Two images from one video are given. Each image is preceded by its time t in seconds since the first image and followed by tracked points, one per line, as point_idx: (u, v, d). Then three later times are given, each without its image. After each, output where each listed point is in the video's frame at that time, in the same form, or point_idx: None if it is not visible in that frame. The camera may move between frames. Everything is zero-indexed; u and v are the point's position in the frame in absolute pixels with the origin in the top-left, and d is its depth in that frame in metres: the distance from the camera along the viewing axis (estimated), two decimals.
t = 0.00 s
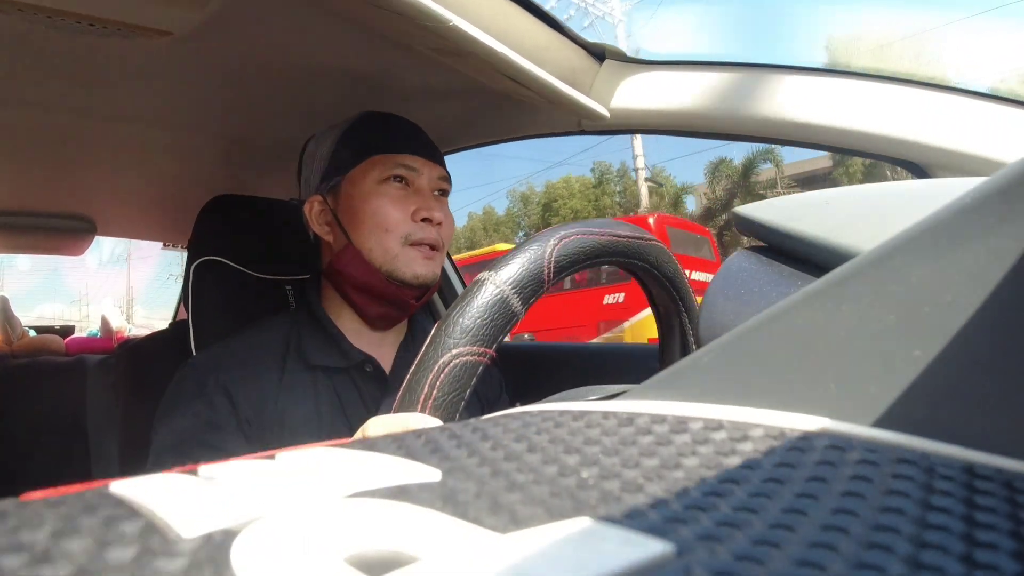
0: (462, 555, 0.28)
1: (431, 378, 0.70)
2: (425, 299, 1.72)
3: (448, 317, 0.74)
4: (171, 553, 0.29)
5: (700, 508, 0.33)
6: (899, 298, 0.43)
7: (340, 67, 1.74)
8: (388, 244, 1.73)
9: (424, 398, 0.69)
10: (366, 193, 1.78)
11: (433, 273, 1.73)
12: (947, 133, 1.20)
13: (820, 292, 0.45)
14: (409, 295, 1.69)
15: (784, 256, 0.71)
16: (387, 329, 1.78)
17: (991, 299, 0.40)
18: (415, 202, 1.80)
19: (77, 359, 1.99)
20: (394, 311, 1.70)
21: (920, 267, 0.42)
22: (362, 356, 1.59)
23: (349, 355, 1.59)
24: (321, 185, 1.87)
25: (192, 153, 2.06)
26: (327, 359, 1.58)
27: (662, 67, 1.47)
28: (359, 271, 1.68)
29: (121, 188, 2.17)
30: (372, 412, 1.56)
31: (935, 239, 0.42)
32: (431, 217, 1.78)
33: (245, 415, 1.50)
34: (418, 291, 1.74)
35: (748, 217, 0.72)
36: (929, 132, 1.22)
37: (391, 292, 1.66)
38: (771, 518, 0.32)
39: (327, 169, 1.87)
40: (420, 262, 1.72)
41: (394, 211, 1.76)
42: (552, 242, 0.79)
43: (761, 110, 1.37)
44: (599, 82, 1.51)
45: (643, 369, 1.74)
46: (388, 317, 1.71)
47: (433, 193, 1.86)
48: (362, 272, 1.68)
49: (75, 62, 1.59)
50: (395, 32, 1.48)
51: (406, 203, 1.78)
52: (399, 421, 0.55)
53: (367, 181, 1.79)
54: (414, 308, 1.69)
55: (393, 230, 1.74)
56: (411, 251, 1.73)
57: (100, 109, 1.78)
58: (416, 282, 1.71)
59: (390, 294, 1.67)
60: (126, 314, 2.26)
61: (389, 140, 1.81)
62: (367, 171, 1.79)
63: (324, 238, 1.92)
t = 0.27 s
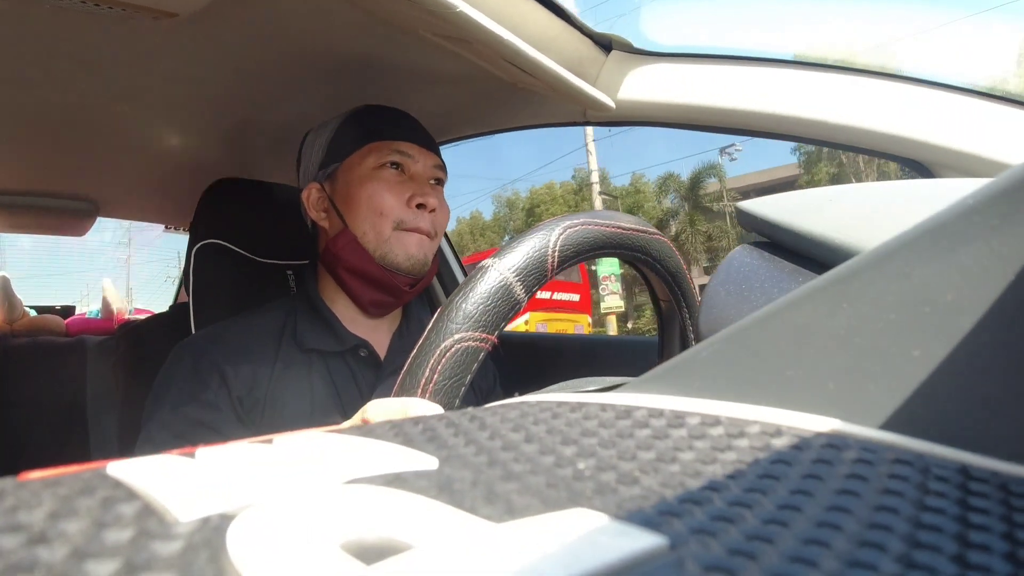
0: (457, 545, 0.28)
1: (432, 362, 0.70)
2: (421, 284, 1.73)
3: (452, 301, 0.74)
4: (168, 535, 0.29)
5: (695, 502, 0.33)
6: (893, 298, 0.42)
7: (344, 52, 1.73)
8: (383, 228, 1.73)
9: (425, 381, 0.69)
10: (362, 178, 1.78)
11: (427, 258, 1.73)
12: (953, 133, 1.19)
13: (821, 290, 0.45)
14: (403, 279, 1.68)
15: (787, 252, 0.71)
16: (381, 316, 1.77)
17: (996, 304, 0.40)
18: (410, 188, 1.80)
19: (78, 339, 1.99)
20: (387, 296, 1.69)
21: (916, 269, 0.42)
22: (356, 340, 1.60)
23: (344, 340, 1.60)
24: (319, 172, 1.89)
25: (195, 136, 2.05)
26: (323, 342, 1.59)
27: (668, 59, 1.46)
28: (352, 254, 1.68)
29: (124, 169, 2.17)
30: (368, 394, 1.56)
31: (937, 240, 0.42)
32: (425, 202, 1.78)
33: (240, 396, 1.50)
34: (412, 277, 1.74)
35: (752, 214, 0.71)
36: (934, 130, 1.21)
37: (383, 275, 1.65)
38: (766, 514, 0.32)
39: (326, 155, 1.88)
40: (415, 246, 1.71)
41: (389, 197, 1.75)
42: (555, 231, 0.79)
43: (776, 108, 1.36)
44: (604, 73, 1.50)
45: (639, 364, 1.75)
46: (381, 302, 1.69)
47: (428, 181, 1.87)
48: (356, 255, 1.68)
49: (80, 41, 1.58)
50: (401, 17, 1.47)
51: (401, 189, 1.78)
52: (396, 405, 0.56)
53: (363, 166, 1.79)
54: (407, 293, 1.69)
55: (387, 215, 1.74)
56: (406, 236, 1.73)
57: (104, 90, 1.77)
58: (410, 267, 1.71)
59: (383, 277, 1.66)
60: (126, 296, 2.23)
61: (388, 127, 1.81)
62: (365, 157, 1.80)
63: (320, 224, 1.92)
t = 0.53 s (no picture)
0: (460, 556, 0.28)
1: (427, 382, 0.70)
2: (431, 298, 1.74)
3: (446, 319, 0.74)
4: (169, 549, 0.29)
5: (697, 510, 0.33)
6: (895, 303, 0.43)
7: (343, 64, 1.74)
8: (393, 245, 1.75)
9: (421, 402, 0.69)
10: (368, 194, 1.78)
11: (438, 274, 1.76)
12: (950, 138, 1.19)
13: (821, 296, 0.45)
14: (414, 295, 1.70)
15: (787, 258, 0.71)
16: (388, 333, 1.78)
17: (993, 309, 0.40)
18: (417, 202, 1.81)
19: (77, 353, 1.99)
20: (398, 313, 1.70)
21: (918, 273, 0.42)
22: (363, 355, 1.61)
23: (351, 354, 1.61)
24: (323, 185, 1.89)
25: (195, 149, 2.06)
26: (328, 357, 1.59)
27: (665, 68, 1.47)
28: (360, 270, 1.67)
29: (124, 183, 2.18)
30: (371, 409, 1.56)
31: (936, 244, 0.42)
32: (433, 218, 1.79)
33: (246, 405, 1.50)
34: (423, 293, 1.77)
35: (751, 221, 0.71)
36: (933, 136, 1.21)
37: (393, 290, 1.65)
38: (769, 521, 0.32)
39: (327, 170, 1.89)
40: (425, 262, 1.74)
41: (396, 212, 1.76)
42: (548, 244, 0.79)
43: (771, 116, 1.36)
44: (602, 82, 1.51)
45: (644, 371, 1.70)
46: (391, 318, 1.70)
47: (435, 195, 1.87)
48: (364, 272, 1.67)
49: (80, 56, 1.59)
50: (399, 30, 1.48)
51: (409, 204, 1.78)
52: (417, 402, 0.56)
53: (369, 182, 1.79)
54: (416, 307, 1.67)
55: (396, 231, 1.75)
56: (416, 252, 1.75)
57: (103, 104, 1.78)
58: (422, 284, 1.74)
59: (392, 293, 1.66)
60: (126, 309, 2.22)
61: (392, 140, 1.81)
62: (367, 173, 1.80)
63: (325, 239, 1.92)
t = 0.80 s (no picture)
0: (459, 555, 0.28)
1: (429, 380, 0.67)
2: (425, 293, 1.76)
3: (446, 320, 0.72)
4: (168, 547, 0.29)
5: (697, 511, 0.33)
6: (897, 305, 0.43)
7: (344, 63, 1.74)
8: (389, 242, 1.77)
9: (421, 402, 0.67)
10: (364, 192, 1.79)
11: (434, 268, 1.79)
12: (952, 140, 1.19)
13: (822, 298, 0.45)
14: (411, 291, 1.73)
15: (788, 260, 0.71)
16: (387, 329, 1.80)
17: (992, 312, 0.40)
18: (413, 199, 1.82)
19: (78, 351, 1.99)
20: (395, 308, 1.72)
21: (920, 275, 0.42)
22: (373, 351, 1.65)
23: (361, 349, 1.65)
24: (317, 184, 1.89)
25: (196, 147, 2.06)
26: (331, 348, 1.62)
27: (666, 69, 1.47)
28: (356, 268, 1.69)
29: (125, 181, 2.18)
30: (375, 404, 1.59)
31: (935, 248, 0.42)
32: (428, 214, 1.82)
33: (255, 376, 1.51)
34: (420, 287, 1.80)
35: (752, 222, 0.72)
36: (935, 139, 1.22)
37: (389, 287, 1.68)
38: (768, 523, 0.32)
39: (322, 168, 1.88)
40: (421, 257, 1.77)
41: (391, 210, 1.78)
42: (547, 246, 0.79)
43: (773, 118, 1.36)
44: (603, 83, 1.51)
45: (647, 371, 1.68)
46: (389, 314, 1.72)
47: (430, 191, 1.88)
48: (359, 269, 1.69)
49: (82, 54, 1.59)
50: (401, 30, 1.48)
51: (404, 201, 1.80)
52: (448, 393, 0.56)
53: (364, 179, 1.80)
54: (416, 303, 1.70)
55: (391, 228, 1.77)
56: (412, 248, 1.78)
57: (105, 102, 1.78)
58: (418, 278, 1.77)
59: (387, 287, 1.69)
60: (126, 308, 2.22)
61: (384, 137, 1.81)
62: (364, 169, 1.80)
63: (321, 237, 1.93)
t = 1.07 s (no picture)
0: (458, 550, 0.28)
1: (425, 383, 0.67)
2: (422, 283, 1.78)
3: (441, 321, 0.72)
4: (167, 540, 0.29)
5: (696, 507, 0.33)
6: (897, 302, 0.42)
7: (345, 57, 1.73)
8: (385, 231, 1.77)
9: (418, 404, 0.67)
10: (359, 182, 1.80)
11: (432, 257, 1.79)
12: (954, 138, 1.19)
13: (822, 295, 0.45)
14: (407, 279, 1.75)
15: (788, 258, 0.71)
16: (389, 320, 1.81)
17: (994, 310, 0.40)
18: (408, 187, 1.83)
19: (78, 344, 1.99)
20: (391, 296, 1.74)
21: (920, 272, 0.42)
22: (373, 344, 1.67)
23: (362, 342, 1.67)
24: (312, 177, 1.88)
25: (196, 141, 2.06)
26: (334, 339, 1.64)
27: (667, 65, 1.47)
28: (352, 259, 1.72)
29: (125, 175, 2.17)
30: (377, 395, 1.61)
31: (934, 246, 0.42)
32: (425, 202, 1.82)
33: (269, 359, 1.51)
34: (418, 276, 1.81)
35: (753, 219, 0.72)
36: (935, 136, 1.22)
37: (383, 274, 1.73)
38: (767, 519, 0.32)
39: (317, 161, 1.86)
40: (419, 248, 1.77)
41: (387, 200, 1.78)
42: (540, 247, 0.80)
43: (774, 114, 1.36)
44: (604, 78, 1.50)
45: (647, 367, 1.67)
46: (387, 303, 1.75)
47: (426, 179, 1.88)
48: (356, 261, 1.72)
49: (82, 48, 1.58)
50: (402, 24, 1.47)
51: (398, 190, 1.80)
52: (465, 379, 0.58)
53: (359, 169, 1.80)
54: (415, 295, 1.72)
55: (387, 219, 1.77)
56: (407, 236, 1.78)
57: (105, 95, 1.78)
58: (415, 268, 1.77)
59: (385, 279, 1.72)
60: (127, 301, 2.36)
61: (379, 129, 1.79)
62: (359, 159, 1.80)
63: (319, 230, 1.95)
